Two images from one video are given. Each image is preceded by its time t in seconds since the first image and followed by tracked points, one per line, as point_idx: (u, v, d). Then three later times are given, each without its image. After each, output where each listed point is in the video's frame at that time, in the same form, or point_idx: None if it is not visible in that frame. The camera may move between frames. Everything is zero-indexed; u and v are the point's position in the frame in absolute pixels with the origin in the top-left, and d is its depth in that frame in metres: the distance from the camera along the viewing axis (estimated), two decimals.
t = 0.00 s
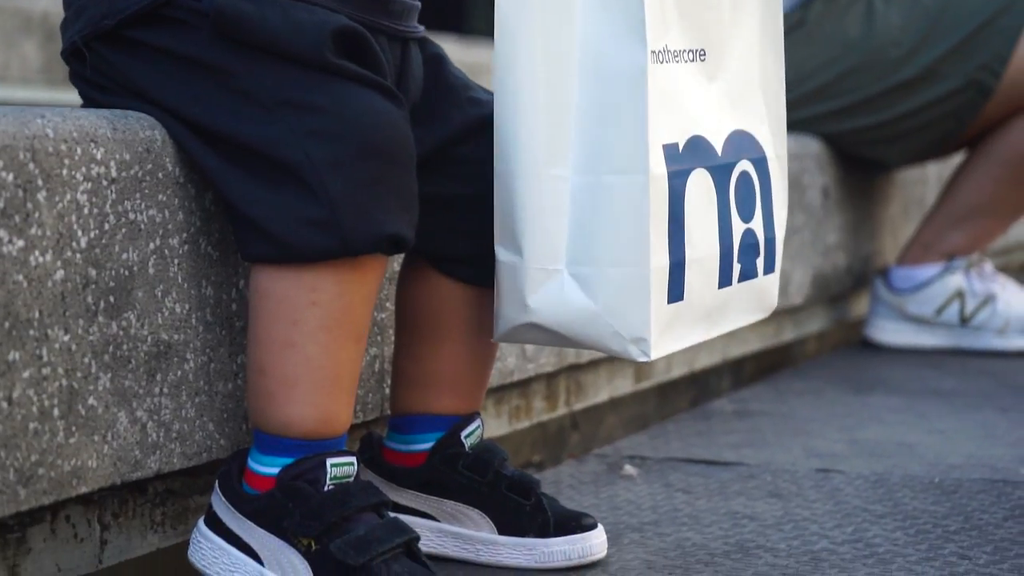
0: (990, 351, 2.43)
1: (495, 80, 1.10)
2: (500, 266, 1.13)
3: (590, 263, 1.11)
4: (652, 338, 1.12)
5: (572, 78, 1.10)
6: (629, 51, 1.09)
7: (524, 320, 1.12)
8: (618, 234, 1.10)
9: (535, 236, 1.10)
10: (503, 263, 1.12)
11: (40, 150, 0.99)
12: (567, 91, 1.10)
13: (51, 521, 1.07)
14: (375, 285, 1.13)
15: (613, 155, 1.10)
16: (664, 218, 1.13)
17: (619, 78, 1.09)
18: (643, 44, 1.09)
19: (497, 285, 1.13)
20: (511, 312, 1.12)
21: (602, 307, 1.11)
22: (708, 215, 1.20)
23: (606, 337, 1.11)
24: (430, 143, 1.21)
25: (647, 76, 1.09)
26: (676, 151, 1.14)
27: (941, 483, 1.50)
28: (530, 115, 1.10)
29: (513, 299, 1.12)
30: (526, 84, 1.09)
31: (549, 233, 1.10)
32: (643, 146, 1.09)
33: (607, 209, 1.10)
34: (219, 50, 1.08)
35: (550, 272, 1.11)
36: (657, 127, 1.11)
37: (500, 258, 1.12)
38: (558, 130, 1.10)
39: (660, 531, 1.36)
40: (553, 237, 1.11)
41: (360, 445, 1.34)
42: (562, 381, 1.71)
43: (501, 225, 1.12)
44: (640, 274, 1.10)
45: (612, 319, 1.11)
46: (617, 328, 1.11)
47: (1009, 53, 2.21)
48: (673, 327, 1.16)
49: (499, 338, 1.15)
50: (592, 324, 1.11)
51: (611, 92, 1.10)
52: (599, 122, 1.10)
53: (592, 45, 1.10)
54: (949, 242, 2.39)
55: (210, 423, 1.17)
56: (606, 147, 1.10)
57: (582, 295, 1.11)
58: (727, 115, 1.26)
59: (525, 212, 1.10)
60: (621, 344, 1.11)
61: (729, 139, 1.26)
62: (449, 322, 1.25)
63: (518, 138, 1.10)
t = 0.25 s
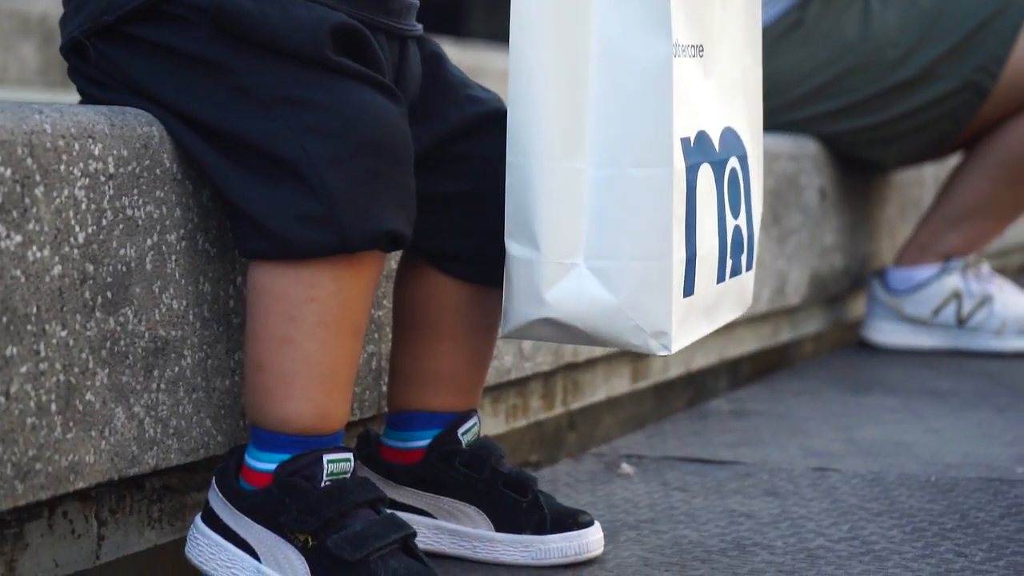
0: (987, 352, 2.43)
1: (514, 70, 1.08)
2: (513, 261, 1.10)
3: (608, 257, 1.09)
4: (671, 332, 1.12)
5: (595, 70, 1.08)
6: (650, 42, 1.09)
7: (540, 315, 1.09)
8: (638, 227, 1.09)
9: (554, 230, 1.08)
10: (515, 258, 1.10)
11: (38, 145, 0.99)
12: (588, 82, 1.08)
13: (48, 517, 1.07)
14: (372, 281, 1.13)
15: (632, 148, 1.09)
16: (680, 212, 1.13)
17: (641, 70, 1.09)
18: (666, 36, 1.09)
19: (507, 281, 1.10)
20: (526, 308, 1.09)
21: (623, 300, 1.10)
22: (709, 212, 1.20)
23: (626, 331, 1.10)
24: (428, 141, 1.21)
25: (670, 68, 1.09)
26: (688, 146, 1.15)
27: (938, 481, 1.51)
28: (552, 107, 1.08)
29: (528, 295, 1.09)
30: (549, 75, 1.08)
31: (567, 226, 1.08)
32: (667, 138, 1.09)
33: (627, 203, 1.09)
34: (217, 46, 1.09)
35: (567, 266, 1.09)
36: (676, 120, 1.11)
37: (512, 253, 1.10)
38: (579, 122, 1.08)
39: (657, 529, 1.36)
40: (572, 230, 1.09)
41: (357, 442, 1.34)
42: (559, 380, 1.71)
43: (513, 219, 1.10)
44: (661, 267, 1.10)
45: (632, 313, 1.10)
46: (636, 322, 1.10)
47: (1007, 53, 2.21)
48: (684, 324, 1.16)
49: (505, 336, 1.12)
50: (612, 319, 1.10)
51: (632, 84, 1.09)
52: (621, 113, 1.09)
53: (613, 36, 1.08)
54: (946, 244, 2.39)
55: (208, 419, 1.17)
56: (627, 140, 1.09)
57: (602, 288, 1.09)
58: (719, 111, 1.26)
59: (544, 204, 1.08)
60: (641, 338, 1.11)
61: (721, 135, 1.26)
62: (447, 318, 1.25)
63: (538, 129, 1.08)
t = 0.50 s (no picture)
0: (983, 350, 2.44)
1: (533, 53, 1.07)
2: (532, 252, 1.08)
3: (631, 245, 1.07)
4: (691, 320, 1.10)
5: (615, 56, 1.06)
6: (675, 28, 1.07)
7: (561, 304, 1.07)
8: (661, 215, 1.08)
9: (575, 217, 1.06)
10: (533, 246, 1.08)
11: (35, 139, 1.00)
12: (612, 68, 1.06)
13: (45, 511, 1.07)
14: (368, 277, 1.13)
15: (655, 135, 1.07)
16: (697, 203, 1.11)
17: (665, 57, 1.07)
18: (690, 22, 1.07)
19: (524, 270, 1.08)
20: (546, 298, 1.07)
21: (647, 290, 1.08)
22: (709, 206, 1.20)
23: (649, 320, 1.08)
24: (424, 136, 1.21)
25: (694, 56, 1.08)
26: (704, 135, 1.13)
27: (934, 477, 1.51)
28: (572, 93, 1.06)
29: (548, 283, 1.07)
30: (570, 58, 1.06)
31: (588, 213, 1.06)
32: (690, 127, 1.08)
33: (650, 190, 1.07)
34: (214, 41, 1.09)
35: (588, 254, 1.07)
36: (698, 108, 1.09)
37: (529, 242, 1.08)
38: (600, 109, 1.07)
39: (653, 523, 1.36)
40: (592, 217, 1.07)
41: (353, 436, 1.34)
42: (555, 377, 1.72)
43: (532, 205, 1.08)
44: (682, 256, 1.09)
45: (655, 302, 1.08)
46: (660, 311, 1.08)
47: (1004, 52, 2.20)
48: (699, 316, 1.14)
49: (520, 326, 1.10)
50: (636, 307, 1.08)
51: (657, 70, 1.07)
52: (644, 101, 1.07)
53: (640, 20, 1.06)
54: (942, 242, 2.40)
55: (204, 413, 1.17)
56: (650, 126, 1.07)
57: (626, 277, 1.07)
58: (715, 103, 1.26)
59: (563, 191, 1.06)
60: (664, 327, 1.09)
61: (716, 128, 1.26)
62: (442, 314, 1.26)
63: (559, 114, 1.06)
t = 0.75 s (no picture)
0: (977, 346, 2.44)
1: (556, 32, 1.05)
2: (549, 233, 1.05)
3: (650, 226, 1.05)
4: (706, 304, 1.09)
5: (636, 36, 1.05)
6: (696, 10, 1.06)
7: (579, 287, 1.05)
8: (679, 197, 1.06)
9: (594, 198, 1.04)
10: (552, 227, 1.05)
11: (30, 132, 1.00)
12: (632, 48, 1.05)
13: (40, 504, 1.07)
14: (359, 272, 1.14)
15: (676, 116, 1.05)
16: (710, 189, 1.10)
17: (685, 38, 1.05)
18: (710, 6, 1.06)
19: (539, 252, 1.06)
20: (563, 281, 1.05)
21: (667, 272, 1.06)
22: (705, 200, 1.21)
23: (668, 304, 1.07)
24: (419, 131, 1.21)
25: (714, 39, 1.07)
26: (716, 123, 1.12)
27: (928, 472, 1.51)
28: (594, 74, 1.04)
29: (566, 266, 1.05)
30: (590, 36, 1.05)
31: (608, 194, 1.05)
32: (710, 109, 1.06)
33: (670, 172, 1.05)
34: (210, 34, 1.09)
35: (607, 235, 1.05)
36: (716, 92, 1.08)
37: (547, 223, 1.05)
38: (621, 88, 1.05)
39: (648, 518, 1.37)
40: (611, 198, 1.05)
41: (348, 431, 1.35)
42: (550, 372, 1.72)
43: (550, 186, 1.05)
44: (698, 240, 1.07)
45: (674, 285, 1.06)
46: (678, 294, 1.07)
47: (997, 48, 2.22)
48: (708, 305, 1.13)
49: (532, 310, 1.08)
50: (655, 290, 1.06)
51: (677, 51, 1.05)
52: (666, 82, 1.05)
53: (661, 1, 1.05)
54: (937, 238, 2.40)
55: (199, 406, 1.18)
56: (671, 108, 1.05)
57: (646, 259, 1.05)
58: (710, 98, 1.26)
59: (588, 172, 1.04)
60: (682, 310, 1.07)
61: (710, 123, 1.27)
62: (435, 309, 1.26)
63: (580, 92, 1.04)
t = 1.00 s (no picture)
0: (972, 350, 2.45)
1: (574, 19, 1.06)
2: (564, 217, 1.06)
3: (665, 212, 1.06)
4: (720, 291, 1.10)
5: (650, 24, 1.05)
6: None
7: (593, 271, 1.05)
8: (693, 184, 1.06)
9: (609, 183, 1.05)
10: (567, 210, 1.06)
11: (24, 132, 1.00)
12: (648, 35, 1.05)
13: (34, 504, 1.07)
14: (353, 273, 1.14)
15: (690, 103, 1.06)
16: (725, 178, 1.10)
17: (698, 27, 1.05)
18: None
19: (553, 235, 1.06)
20: (577, 266, 1.06)
21: (681, 258, 1.07)
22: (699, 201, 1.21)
23: (681, 289, 1.08)
24: (414, 133, 1.21)
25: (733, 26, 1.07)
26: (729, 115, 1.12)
27: (922, 474, 1.51)
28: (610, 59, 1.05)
29: (582, 250, 1.05)
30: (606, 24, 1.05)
31: (623, 179, 1.05)
32: (726, 98, 1.07)
33: (684, 159, 1.06)
34: (205, 33, 1.09)
35: (623, 221, 1.06)
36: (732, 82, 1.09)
37: (563, 206, 1.06)
38: (636, 75, 1.06)
39: (642, 519, 1.37)
40: (625, 184, 1.06)
41: (342, 433, 1.35)
42: (545, 375, 1.72)
43: (568, 168, 1.06)
44: (711, 228, 1.08)
45: (688, 271, 1.07)
46: (691, 280, 1.08)
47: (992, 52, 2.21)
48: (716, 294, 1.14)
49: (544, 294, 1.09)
50: (669, 276, 1.07)
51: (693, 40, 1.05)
52: (682, 69, 1.05)
53: None
54: (932, 242, 2.40)
55: (193, 407, 1.18)
56: (687, 94, 1.05)
57: (660, 245, 1.06)
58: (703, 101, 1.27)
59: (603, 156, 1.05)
60: (694, 296, 1.08)
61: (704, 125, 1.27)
62: (430, 310, 1.26)
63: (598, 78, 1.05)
